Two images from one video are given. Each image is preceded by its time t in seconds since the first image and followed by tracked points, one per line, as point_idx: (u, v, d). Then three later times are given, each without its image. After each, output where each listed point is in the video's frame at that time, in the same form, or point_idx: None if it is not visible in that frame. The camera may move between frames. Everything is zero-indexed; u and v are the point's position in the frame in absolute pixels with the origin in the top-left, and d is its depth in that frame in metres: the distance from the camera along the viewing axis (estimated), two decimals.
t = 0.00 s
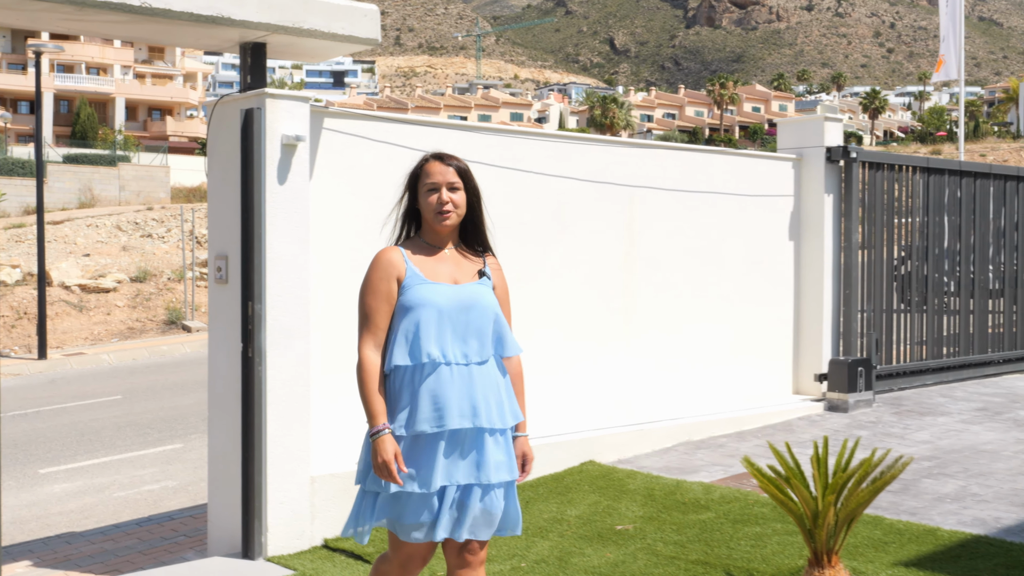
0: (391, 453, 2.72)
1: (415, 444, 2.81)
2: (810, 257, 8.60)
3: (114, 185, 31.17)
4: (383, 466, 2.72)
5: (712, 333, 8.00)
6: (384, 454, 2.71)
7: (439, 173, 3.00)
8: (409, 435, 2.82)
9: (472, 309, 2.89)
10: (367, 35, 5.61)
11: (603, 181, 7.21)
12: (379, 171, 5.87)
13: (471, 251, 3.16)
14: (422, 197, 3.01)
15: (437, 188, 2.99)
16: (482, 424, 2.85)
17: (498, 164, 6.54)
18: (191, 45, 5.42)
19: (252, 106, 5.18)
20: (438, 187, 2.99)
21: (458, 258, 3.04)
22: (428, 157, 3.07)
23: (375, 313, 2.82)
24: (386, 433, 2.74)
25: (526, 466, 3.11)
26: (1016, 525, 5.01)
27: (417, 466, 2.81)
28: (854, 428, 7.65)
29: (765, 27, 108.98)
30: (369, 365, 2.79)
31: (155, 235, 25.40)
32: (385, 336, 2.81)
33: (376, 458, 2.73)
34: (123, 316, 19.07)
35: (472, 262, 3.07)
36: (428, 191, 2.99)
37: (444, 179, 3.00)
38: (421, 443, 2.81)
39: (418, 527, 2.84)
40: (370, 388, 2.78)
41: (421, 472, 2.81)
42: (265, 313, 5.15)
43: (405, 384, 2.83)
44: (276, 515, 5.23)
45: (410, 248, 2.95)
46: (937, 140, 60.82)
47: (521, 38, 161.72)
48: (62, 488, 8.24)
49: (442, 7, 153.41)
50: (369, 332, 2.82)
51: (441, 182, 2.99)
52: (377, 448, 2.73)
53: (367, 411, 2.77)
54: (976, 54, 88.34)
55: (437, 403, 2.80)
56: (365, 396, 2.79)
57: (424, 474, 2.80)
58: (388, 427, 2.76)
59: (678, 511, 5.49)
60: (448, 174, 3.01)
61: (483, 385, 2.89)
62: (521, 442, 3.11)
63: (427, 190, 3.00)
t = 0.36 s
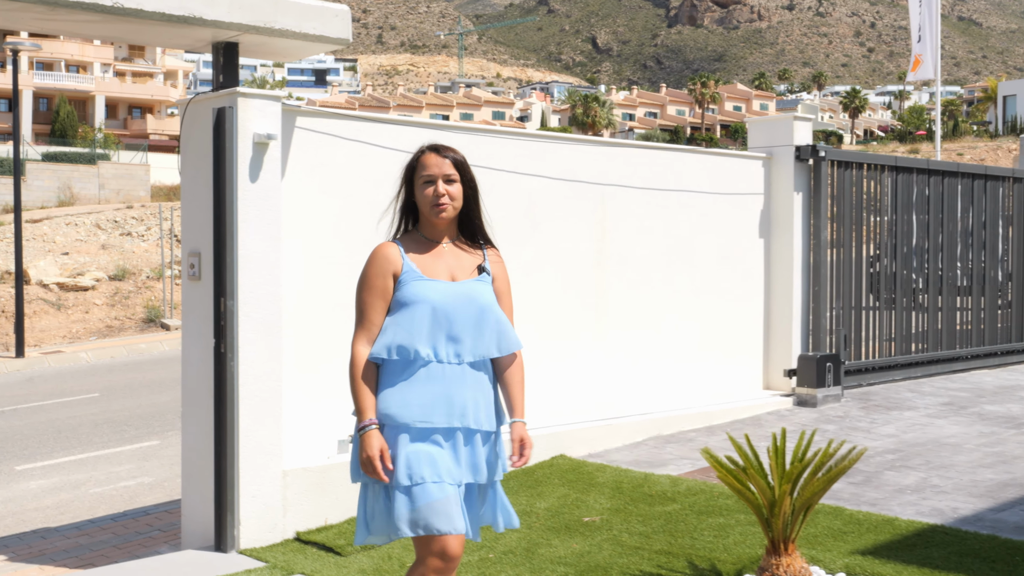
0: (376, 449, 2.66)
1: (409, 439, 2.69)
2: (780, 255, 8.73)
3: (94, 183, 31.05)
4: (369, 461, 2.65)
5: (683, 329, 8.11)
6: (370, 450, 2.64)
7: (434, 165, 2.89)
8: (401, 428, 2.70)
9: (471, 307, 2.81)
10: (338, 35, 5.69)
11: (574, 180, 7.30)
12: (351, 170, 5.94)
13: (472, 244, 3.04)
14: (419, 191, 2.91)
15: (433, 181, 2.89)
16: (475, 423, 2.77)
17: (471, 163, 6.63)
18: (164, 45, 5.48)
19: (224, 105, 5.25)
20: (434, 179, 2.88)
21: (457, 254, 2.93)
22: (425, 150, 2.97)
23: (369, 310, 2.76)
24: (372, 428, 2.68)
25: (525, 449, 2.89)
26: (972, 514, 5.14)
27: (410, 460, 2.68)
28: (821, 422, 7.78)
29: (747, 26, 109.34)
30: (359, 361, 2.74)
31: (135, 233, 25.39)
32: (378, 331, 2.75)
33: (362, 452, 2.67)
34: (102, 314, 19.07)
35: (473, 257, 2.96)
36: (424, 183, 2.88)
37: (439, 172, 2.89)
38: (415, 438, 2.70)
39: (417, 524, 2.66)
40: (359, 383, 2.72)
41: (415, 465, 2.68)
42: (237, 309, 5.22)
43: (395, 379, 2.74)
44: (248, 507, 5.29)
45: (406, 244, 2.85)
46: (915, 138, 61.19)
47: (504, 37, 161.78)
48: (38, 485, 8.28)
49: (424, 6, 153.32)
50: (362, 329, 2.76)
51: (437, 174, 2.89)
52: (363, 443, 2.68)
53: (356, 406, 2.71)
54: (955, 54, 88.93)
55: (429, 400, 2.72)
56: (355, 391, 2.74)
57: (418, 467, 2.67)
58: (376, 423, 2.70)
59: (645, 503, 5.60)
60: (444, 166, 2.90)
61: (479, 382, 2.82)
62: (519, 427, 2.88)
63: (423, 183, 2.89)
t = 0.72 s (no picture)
0: (350, 463, 2.68)
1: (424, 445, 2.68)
2: (759, 255, 8.84)
3: (83, 183, 30.97)
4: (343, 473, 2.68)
5: (662, 328, 8.22)
6: (343, 464, 2.66)
7: (438, 160, 2.84)
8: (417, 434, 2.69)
9: (481, 308, 2.76)
10: (318, 38, 5.77)
11: (554, 180, 7.40)
12: (332, 171, 6.02)
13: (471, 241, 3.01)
14: (421, 186, 2.86)
15: (436, 176, 2.84)
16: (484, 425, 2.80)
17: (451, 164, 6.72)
18: (146, 49, 5.57)
19: (205, 107, 5.33)
20: (438, 175, 2.84)
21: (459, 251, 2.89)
22: (426, 144, 2.93)
23: (372, 313, 2.70)
24: (352, 440, 2.68)
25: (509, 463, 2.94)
26: (938, 508, 5.25)
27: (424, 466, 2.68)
28: (798, 420, 7.89)
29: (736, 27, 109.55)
30: (357, 367, 2.70)
31: (124, 233, 25.40)
32: (380, 338, 2.70)
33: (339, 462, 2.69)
34: (90, 314, 19.11)
35: (474, 254, 2.93)
36: (427, 178, 2.84)
37: (443, 166, 2.84)
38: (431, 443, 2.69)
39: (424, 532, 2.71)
40: (350, 390, 2.70)
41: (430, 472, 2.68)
42: (217, 308, 5.30)
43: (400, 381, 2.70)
44: (230, 504, 5.37)
45: (409, 242, 2.80)
46: (904, 137, 61.41)
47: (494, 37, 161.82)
48: (24, 483, 8.34)
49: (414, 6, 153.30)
50: (363, 332, 2.70)
51: (441, 170, 2.84)
52: (340, 454, 2.69)
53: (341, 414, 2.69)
54: (943, 55, 89.23)
55: (447, 402, 2.72)
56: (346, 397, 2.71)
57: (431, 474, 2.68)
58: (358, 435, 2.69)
59: (620, 498, 5.70)
60: (448, 161, 2.86)
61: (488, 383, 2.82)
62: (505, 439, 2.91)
63: (426, 178, 2.85)
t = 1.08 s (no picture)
0: (415, 456, 2.55)
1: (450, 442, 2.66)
2: (746, 255, 8.94)
3: (79, 183, 31.00)
4: (406, 471, 2.55)
5: (650, 327, 8.31)
6: (409, 458, 2.54)
7: (453, 152, 2.87)
8: (444, 430, 2.66)
9: (501, 300, 2.78)
10: (309, 40, 5.86)
11: (544, 181, 7.48)
12: (323, 172, 6.10)
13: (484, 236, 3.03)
14: (436, 177, 2.88)
15: (451, 169, 2.86)
16: (514, 420, 2.75)
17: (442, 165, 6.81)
18: (140, 51, 5.67)
19: (198, 109, 5.43)
20: (454, 167, 2.86)
21: (474, 245, 2.91)
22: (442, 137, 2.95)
23: (395, 308, 2.67)
24: (410, 436, 2.57)
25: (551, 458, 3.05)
26: (917, 504, 5.36)
27: (448, 464, 2.65)
28: (785, 418, 7.99)
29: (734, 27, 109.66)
30: (387, 361, 2.62)
31: (120, 232, 25.48)
32: (407, 332, 2.67)
33: (397, 462, 2.57)
34: (86, 313, 19.19)
35: (490, 248, 2.94)
36: (443, 170, 2.86)
37: (460, 159, 2.87)
38: (457, 440, 2.66)
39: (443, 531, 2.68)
40: (389, 386, 2.60)
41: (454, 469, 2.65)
42: (210, 306, 5.39)
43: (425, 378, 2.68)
44: (222, 501, 5.45)
45: (424, 235, 2.82)
46: (901, 138, 61.52)
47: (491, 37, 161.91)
48: (19, 480, 8.43)
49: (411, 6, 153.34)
50: (389, 329, 2.66)
51: (456, 162, 2.86)
52: (399, 453, 2.56)
53: (388, 412, 2.58)
54: (939, 56, 89.43)
55: (472, 397, 2.69)
56: (384, 396, 2.61)
57: (449, 474, 2.64)
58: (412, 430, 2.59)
59: (606, 494, 5.79)
60: (464, 153, 2.88)
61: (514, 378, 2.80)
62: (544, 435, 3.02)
63: (441, 170, 2.87)
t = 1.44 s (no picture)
0: (452, 459, 2.52)
1: (463, 449, 2.61)
2: (738, 255, 9.04)
3: (79, 183, 31.05)
4: (445, 473, 2.52)
5: (642, 327, 8.40)
6: (447, 460, 2.51)
7: (480, 149, 2.80)
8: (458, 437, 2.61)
9: (523, 305, 2.73)
10: (303, 44, 5.95)
11: (538, 181, 7.56)
12: (318, 173, 6.18)
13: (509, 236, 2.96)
14: (463, 175, 2.81)
15: (478, 166, 2.79)
16: (531, 426, 2.68)
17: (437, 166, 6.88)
18: (137, 53, 5.75)
19: (194, 111, 5.52)
20: (480, 164, 2.79)
21: (499, 244, 2.84)
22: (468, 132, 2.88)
23: (420, 307, 2.62)
24: (445, 437, 2.53)
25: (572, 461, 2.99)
26: (899, 499, 5.46)
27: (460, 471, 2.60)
28: (774, 416, 8.09)
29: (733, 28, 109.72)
30: (413, 362, 2.59)
31: (120, 232, 25.58)
32: (431, 333, 2.62)
33: (435, 464, 2.53)
34: (84, 313, 19.29)
35: (514, 250, 2.87)
36: (470, 167, 2.79)
37: (486, 155, 2.79)
38: (471, 447, 2.61)
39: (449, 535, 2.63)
40: (419, 388, 2.56)
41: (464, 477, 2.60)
42: (205, 305, 5.48)
43: (441, 383, 2.64)
44: (216, 496, 5.54)
45: (451, 233, 2.75)
46: (899, 138, 61.54)
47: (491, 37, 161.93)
48: (17, 477, 8.52)
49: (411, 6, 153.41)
50: (414, 329, 2.62)
51: (483, 159, 2.79)
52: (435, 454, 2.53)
53: (421, 414, 2.55)
54: (939, 57, 89.57)
55: (487, 403, 2.63)
56: (414, 398, 2.57)
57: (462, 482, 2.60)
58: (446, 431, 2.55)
59: (596, 490, 5.88)
60: (490, 150, 2.81)
61: (533, 384, 2.75)
62: (565, 436, 2.96)
63: (468, 167, 2.79)
